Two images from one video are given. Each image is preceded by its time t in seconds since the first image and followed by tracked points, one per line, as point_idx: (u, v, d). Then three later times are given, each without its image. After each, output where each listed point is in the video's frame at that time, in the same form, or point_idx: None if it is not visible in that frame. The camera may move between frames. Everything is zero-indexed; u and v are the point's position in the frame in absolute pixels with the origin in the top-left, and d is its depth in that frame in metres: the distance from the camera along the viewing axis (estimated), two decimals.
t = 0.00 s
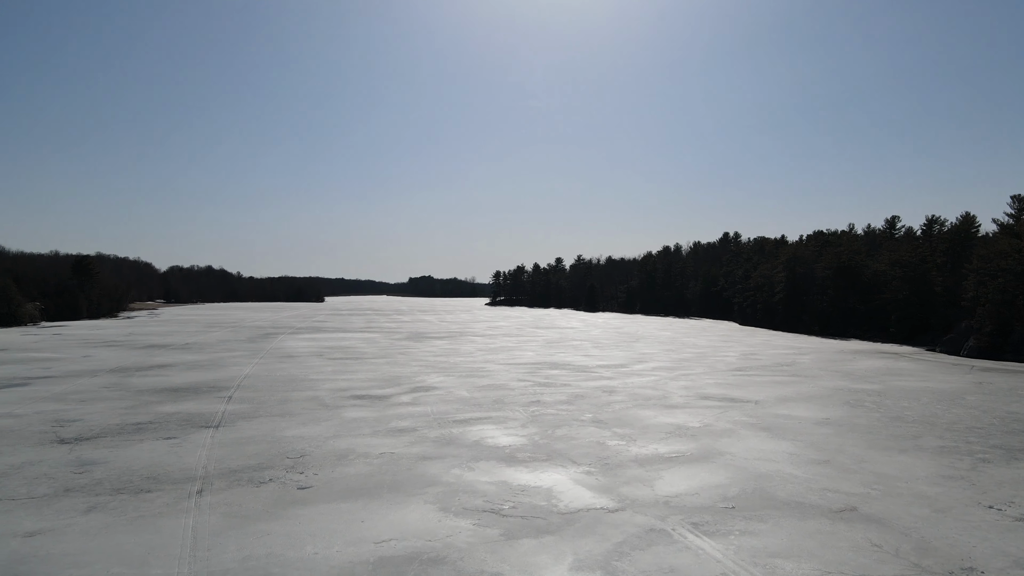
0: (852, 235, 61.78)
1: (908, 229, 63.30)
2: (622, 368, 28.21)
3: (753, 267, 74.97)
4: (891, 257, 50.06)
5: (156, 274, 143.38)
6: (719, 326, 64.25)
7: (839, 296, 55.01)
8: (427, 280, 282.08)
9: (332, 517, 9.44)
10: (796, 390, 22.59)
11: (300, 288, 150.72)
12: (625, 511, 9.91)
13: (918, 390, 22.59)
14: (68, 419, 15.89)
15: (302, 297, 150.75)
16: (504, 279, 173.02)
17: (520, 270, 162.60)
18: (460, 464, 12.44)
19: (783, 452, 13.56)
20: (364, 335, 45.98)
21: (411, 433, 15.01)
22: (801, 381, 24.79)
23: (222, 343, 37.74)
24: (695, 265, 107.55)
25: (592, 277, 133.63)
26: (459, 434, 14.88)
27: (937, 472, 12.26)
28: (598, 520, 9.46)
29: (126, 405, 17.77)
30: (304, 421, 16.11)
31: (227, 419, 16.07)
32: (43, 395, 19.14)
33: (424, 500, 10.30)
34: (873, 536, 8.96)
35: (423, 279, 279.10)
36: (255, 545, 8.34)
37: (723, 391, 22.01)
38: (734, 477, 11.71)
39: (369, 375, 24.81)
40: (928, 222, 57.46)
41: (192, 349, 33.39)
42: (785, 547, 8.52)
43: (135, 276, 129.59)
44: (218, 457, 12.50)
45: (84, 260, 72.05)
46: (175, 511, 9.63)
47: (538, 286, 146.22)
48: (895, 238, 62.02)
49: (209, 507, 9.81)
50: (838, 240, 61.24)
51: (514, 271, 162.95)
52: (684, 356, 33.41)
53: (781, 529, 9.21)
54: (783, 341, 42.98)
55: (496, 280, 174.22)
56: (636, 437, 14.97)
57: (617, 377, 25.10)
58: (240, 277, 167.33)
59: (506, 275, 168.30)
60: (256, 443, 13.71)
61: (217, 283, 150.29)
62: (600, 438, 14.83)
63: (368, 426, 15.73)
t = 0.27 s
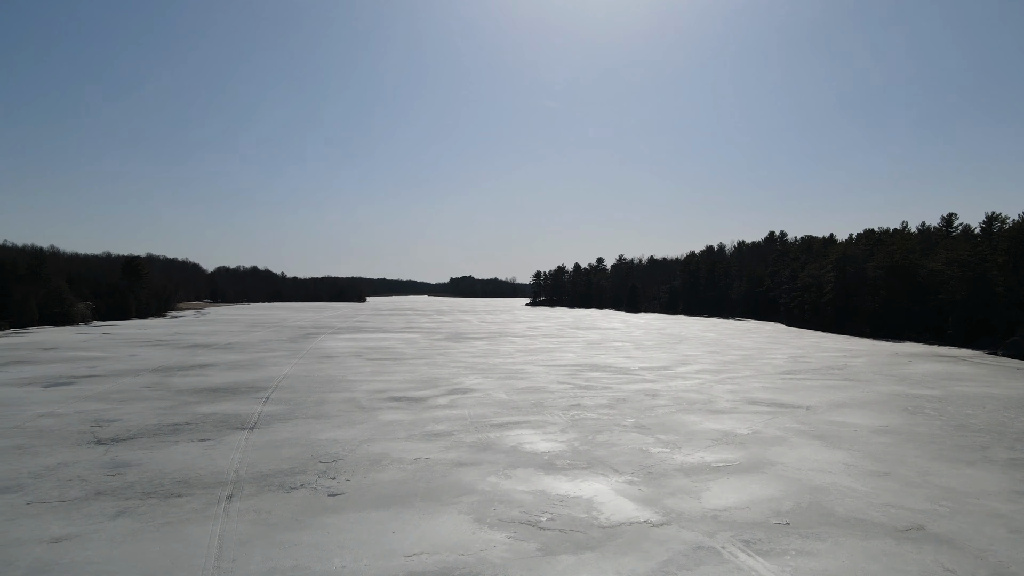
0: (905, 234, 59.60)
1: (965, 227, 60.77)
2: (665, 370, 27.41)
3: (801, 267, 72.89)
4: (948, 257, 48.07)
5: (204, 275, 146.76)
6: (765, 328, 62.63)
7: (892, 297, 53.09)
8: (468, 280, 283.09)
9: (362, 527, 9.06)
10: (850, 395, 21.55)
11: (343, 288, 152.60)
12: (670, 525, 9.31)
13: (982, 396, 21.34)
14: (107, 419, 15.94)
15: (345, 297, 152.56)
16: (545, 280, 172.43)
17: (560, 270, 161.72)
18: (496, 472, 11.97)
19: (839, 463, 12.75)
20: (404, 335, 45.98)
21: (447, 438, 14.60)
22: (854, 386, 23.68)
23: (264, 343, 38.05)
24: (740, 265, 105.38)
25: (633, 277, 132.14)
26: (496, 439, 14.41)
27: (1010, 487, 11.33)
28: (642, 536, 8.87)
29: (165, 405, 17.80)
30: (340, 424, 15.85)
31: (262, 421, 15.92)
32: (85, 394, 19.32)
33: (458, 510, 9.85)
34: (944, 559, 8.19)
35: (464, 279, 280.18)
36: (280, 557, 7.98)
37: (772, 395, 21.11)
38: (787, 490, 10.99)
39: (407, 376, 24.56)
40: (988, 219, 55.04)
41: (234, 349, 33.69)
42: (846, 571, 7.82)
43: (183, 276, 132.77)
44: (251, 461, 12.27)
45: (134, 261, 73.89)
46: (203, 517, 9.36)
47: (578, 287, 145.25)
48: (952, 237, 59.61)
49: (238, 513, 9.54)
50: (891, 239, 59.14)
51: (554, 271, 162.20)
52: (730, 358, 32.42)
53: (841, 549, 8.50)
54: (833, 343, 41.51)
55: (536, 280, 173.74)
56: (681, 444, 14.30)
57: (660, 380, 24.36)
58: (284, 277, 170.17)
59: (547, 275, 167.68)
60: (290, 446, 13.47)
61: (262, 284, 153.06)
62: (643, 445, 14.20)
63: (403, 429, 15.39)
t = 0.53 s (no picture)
0: (963, 231, 57.21)
1: None
2: (710, 373, 26.53)
3: (851, 266, 70.55)
4: (1009, 256, 45.93)
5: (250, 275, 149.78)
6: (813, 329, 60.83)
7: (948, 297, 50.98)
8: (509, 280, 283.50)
9: (394, 538, 8.67)
10: (909, 400, 20.44)
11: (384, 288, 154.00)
12: (720, 542, 8.68)
13: None
14: (145, 419, 15.94)
15: (387, 297, 153.87)
16: (586, 280, 171.38)
17: (602, 270, 160.28)
18: (534, 480, 11.47)
19: (901, 475, 11.91)
20: (444, 335, 45.83)
21: (484, 443, 14.17)
22: (912, 391, 22.51)
23: (305, 342, 38.26)
24: (786, 265, 102.84)
25: (676, 277, 130.16)
26: (534, 445, 13.91)
27: None
28: (689, 554, 8.28)
29: (204, 406, 17.78)
30: (375, 427, 15.56)
31: (297, 423, 15.72)
32: (127, 393, 19.47)
33: (493, 521, 9.38)
34: None
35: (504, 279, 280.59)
36: (307, 571, 7.61)
37: (824, 401, 20.15)
38: (845, 505, 10.24)
39: (445, 377, 24.25)
40: None
41: (276, 349, 33.90)
42: None
43: (230, 277, 135.51)
44: (284, 465, 12.01)
45: (182, 261, 75.50)
46: (232, 524, 9.08)
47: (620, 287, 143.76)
48: (1013, 234, 56.98)
49: (267, 520, 9.25)
50: (947, 237, 56.81)
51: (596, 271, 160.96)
52: (778, 361, 31.32)
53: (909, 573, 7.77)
54: (887, 345, 39.90)
55: (578, 279, 172.68)
56: (729, 452, 13.58)
57: (705, 384, 23.55)
58: (328, 277, 172.56)
59: (588, 276, 166.53)
60: (323, 450, 13.19)
61: (306, 283, 155.37)
62: (688, 453, 13.53)
63: (440, 433, 15.02)
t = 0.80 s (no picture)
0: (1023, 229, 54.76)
1: None
2: (756, 376, 25.62)
3: (902, 265, 68.11)
4: None
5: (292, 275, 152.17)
6: (862, 330, 58.95)
7: (1006, 297, 48.82)
8: (548, 280, 282.67)
9: (424, 551, 8.25)
10: (970, 407, 19.33)
11: (424, 288, 154.84)
12: (772, 561, 8.06)
13: None
14: (180, 419, 15.88)
15: (426, 297, 154.69)
16: (625, 279, 169.81)
17: (642, 269, 158.45)
18: (572, 489, 10.97)
19: (968, 490, 11.06)
20: (482, 336, 45.56)
21: (520, 448, 13.72)
22: (973, 396, 21.34)
23: (343, 343, 38.33)
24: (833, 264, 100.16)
25: (718, 277, 127.98)
26: (572, 451, 13.42)
27: None
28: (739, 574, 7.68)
29: (239, 407, 17.69)
30: (409, 430, 15.24)
31: (331, 425, 15.49)
32: (165, 393, 19.54)
33: (528, 534, 8.90)
34: None
35: (543, 279, 279.84)
36: None
37: (878, 406, 19.19)
38: (908, 522, 9.49)
39: (482, 379, 23.86)
40: None
41: (314, 349, 33.98)
42: None
43: (273, 277, 137.74)
44: (315, 470, 11.75)
45: (225, 262, 76.79)
46: (257, 531, 8.79)
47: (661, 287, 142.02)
48: None
49: (294, 528, 8.93)
50: (1005, 235, 54.46)
51: (636, 271, 159.28)
52: (826, 364, 30.20)
53: None
54: (942, 348, 38.29)
55: (618, 279, 171.15)
56: (778, 461, 12.87)
57: (751, 387, 22.70)
58: (368, 277, 174.31)
59: (628, 275, 164.93)
60: (355, 454, 12.90)
61: (347, 284, 157.08)
62: (735, 461, 12.86)
63: (475, 438, 14.60)
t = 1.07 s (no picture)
0: None
1: None
2: (802, 379, 24.67)
3: (955, 264, 65.58)
4: None
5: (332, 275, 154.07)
6: (913, 331, 56.93)
7: None
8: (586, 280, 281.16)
9: (453, 564, 7.84)
10: None
11: (462, 288, 155.24)
12: None
13: None
14: (214, 420, 15.79)
15: (464, 297, 155.06)
16: (665, 279, 167.81)
17: (681, 269, 156.16)
18: (610, 498, 10.44)
19: None
20: (519, 336, 45.17)
21: (556, 454, 13.24)
22: None
23: (380, 343, 38.32)
24: (881, 263, 97.24)
25: (760, 277, 125.47)
26: (610, 458, 12.88)
27: None
28: None
29: (273, 408, 17.57)
30: (443, 434, 14.88)
31: (364, 428, 15.23)
32: (201, 394, 19.55)
33: (564, 548, 8.41)
34: None
35: (581, 279, 278.43)
36: None
37: (935, 413, 18.17)
38: (977, 542, 8.73)
39: (517, 381, 23.44)
40: None
41: (351, 350, 34.00)
42: None
43: (313, 277, 139.52)
44: (345, 475, 11.45)
45: (266, 262, 77.84)
46: (282, 540, 8.47)
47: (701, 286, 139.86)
48: None
49: (320, 537, 8.61)
50: None
51: (676, 270, 157.18)
52: (877, 367, 29.01)
53: None
54: (1000, 350, 36.58)
55: (657, 279, 169.20)
56: (830, 471, 12.14)
57: (798, 391, 21.82)
58: (407, 277, 175.56)
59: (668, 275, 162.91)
60: (387, 459, 12.58)
61: (386, 284, 158.32)
62: (783, 471, 12.17)
63: (509, 442, 14.17)
